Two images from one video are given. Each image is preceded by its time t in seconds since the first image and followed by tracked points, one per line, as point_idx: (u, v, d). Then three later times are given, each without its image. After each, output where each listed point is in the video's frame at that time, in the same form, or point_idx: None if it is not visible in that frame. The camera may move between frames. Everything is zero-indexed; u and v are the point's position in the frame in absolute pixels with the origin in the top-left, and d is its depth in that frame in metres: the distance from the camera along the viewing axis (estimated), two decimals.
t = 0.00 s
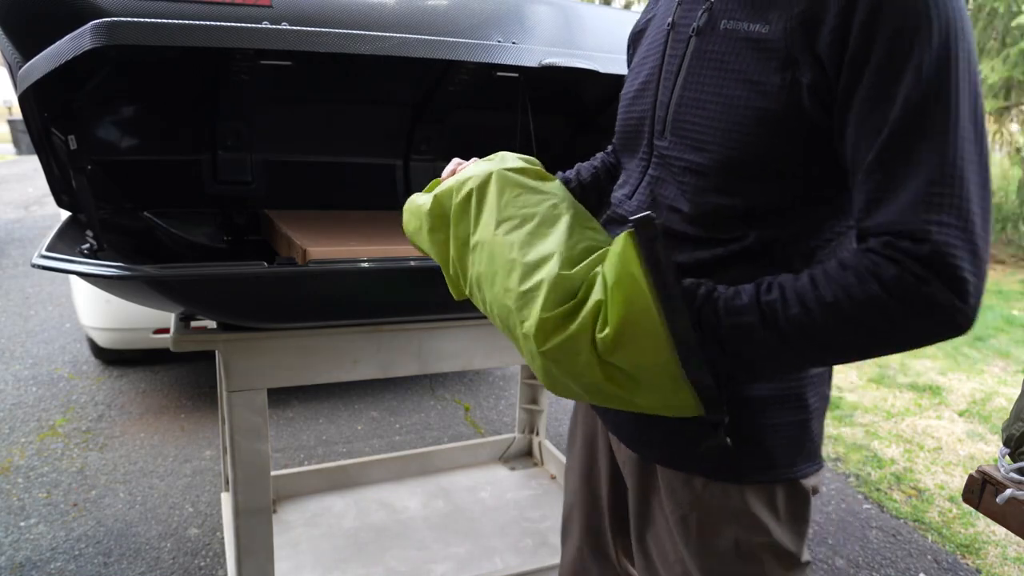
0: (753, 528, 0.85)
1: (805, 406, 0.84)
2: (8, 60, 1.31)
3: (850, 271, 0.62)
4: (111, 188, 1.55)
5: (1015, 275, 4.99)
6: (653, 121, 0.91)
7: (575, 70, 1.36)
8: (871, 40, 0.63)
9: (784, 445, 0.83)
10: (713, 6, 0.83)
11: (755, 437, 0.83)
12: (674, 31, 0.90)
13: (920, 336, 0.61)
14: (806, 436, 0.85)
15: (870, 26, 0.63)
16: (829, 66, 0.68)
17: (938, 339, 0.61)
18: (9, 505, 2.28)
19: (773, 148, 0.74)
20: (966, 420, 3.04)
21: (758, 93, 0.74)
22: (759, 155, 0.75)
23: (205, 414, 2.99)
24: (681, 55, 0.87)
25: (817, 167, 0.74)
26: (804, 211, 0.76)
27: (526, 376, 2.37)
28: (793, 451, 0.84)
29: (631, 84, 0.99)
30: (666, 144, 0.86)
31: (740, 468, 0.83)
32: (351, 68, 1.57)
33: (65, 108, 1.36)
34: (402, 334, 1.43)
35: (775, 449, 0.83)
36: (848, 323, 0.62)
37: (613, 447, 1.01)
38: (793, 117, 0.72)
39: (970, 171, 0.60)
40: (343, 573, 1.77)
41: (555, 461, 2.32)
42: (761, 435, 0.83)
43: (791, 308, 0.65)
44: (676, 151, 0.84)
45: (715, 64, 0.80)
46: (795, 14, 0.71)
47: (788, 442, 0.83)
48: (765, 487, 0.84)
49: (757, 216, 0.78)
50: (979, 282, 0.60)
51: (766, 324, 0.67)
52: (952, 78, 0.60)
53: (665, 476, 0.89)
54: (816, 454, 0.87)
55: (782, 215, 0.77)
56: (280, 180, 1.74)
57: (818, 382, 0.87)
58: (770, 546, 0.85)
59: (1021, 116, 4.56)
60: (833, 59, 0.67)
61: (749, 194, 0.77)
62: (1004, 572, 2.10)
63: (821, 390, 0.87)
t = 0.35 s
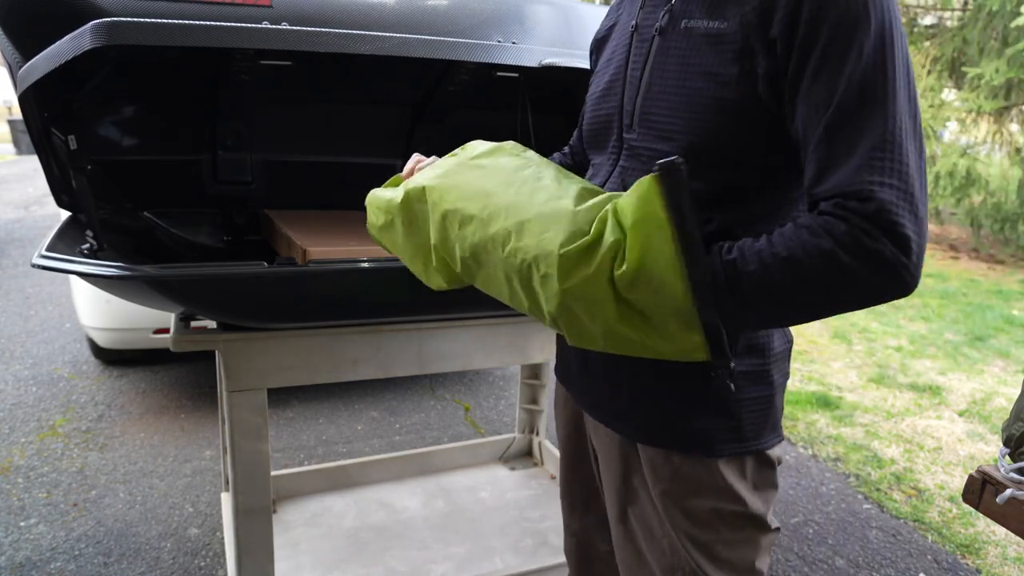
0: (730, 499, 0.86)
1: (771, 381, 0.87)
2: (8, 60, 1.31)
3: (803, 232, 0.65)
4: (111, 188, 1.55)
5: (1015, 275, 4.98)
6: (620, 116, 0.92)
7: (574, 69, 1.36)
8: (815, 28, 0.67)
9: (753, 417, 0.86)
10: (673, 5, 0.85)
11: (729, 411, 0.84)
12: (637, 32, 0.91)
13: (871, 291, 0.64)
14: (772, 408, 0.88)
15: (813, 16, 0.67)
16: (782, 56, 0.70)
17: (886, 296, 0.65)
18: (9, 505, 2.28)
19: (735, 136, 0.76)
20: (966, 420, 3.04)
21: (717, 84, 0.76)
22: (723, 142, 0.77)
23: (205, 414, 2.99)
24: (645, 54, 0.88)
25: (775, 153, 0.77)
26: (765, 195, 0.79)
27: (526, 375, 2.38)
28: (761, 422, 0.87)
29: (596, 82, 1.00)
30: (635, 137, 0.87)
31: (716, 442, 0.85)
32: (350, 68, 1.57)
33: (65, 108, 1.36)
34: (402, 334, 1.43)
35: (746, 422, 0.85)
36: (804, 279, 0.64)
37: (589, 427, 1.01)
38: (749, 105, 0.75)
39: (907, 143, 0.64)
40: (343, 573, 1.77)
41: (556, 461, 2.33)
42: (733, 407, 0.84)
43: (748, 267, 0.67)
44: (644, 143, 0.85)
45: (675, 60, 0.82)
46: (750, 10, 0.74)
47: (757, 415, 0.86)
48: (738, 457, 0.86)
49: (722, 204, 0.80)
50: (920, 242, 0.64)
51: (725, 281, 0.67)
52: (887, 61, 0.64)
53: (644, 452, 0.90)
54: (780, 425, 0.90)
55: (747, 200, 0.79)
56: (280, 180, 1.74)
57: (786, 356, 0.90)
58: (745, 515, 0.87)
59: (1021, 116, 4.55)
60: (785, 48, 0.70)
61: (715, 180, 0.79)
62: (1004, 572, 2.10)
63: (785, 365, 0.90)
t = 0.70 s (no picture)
0: (766, 526, 0.85)
1: (813, 400, 0.86)
2: (7, 60, 1.31)
3: (904, 223, 0.59)
4: (111, 188, 1.55)
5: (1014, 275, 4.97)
6: (657, 116, 0.91)
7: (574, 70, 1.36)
8: (896, 31, 0.65)
9: (793, 440, 0.85)
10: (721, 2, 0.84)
11: (769, 434, 0.83)
12: (678, 28, 0.90)
13: (973, 299, 0.57)
14: (812, 432, 0.87)
15: (896, 18, 0.65)
16: (851, 56, 0.70)
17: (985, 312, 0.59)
18: (9, 505, 2.28)
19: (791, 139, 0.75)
20: (967, 420, 3.03)
21: (773, 85, 0.76)
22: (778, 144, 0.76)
23: (205, 414, 2.99)
24: (688, 51, 0.87)
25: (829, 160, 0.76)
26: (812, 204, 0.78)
27: (526, 376, 2.37)
28: (802, 445, 0.86)
29: (628, 79, 0.99)
30: (676, 138, 0.87)
31: (758, 467, 0.83)
32: (350, 68, 1.57)
33: (65, 108, 1.36)
34: (402, 334, 1.43)
35: (787, 445, 0.84)
36: (905, 274, 0.57)
37: (614, 447, 0.99)
38: (810, 106, 0.74)
39: (1008, 153, 0.60)
40: (342, 573, 1.77)
41: (555, 461, 2.32)
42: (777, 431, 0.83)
43: (841, 249, 0.59)
44: (688, 144, 0.85)
45: (726, 59, 0.82)
46: (812, 9, 0.74)
47: (797, 438, 0.85)
48: (777, 482, 0.85)
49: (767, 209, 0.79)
50: None
51: (812, 262, 0.60)
52: (976, 68, 0.63)
53: (677, 478, 0.88)
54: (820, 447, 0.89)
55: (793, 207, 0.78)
56: (280, 180, 1.74)
57: (827, 376, 0.89)
58: (783, 543, 0.85)
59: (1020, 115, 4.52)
60: (856, 48, 0.69)
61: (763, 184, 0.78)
62: (1004, 572, 2.10)
63: (823, 386, 0.89)
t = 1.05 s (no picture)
0: (783, 541, 0.85)
1: (830, 412, 0.87)
2: (8, 60, 1.31)
3: (911, 199, 0.60)
4: (111, 188, 1.55)
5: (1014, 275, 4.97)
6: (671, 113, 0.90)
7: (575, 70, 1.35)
8: (924, 20, 0.65)
9: (811, 453, 0.85)
10: None
11: (787, 446, 0.83)
12: (697, 26, 0.88)
13: (967, 283, 0.59)
14: (829, 444, 0.87)
15: (925, 7, 0.65)
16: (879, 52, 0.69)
17: (981, 302, 0.60)
18: (9, 505, 2.28)
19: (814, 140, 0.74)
20: (967, 420, 3.03)
21: (797, 83, 0.75)
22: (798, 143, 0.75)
23: (205, 414, 2.99)
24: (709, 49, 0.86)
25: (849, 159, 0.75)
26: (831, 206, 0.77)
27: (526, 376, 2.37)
28: (818, 457, 0.86)
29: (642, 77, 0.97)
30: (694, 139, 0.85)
31: (774, 479, 0.83)
32: (351, 69, 1.57)
33: (65, 108, 1.36)
34: (402, 334, 1.43)
35: (804, 457, 0.85)
36: (902, 247, 0.59)
37: (627, 459, 0.98)
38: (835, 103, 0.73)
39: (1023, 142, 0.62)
40: (342, 573, 1.77)
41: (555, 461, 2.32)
42: (795, 443, 0.84)
43: (843, 213, 0.62)
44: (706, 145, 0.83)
45: (750, 54, 0.80)
46: (840, 6, 0.73)
47: (814, 451, 0.85)
48: (793, 496, 0.85)
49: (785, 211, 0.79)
50: None
51: (811, 222, 0.62)
52: (1002, 58, 0.63)
53: (690, 492, 0.88)
54: (836, 462, 0.90)
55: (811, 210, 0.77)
56: (281, 180, 1.74)
57: (845, 390, 0.89)
58: (800, 556, 0.85)
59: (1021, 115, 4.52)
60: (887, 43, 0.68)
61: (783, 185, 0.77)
62: (1003, 572, 2.10)
63: (839, 397, 0.90)
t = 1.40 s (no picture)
0: (776, 536, 0.85)
1: (822, 407, 0.87)
2: (8, 60, 1.31)
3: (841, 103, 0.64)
4: (111, 188, 1.55)
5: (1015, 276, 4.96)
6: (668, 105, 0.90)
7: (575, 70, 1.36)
8: None
9: (802, 448, 0.85)
10: None
11: (777, 441, 0.84)
12: (693, 17, 0.87)
13: (885, 182, 0.61)
14: (819, 438, 0.87)
15: None
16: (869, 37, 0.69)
17: (903, 208, 0.62)
18: (9, 505, 2.28)
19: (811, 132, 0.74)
20: (967, 420, 3.03)
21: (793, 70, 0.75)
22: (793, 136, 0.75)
23: (205, 414, 3.00)
24: (705, 39, 0.85)
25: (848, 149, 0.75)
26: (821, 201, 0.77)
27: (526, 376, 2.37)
28: (809, 452, 0.86)
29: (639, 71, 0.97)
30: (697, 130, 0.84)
31: (765, 474, 0.84)
32: (350, 69, 1.57)
33: (65, 108, 1.36)
34: (402, 334, 1.43)
35: (795, 453, 0.85)
36: (828, 137, 0.62)
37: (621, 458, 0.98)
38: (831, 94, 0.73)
39: (965, 84, 0.64)
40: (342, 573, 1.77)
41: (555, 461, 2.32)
42: (785, 437, 0.84)
43: (778, 108, 0.65)
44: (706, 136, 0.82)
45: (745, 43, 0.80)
46: None
47: (805, 445, 0.85)
48: (784, 491, 0.86)
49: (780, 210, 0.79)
50: (952, 170, 0.63)
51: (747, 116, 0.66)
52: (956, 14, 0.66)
53: (685, 487, 0.88)
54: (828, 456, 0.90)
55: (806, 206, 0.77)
56: (281, 180, 1.74)
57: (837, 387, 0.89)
58: (792, 552, 0.86)
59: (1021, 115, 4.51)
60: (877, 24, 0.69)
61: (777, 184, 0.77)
62: (1004, 572, 2.10)
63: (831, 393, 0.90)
